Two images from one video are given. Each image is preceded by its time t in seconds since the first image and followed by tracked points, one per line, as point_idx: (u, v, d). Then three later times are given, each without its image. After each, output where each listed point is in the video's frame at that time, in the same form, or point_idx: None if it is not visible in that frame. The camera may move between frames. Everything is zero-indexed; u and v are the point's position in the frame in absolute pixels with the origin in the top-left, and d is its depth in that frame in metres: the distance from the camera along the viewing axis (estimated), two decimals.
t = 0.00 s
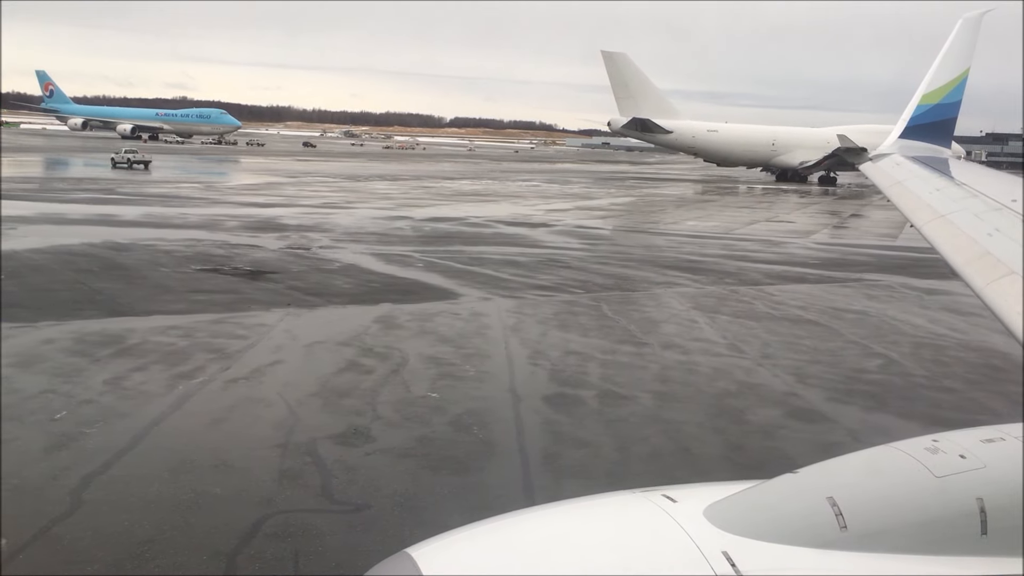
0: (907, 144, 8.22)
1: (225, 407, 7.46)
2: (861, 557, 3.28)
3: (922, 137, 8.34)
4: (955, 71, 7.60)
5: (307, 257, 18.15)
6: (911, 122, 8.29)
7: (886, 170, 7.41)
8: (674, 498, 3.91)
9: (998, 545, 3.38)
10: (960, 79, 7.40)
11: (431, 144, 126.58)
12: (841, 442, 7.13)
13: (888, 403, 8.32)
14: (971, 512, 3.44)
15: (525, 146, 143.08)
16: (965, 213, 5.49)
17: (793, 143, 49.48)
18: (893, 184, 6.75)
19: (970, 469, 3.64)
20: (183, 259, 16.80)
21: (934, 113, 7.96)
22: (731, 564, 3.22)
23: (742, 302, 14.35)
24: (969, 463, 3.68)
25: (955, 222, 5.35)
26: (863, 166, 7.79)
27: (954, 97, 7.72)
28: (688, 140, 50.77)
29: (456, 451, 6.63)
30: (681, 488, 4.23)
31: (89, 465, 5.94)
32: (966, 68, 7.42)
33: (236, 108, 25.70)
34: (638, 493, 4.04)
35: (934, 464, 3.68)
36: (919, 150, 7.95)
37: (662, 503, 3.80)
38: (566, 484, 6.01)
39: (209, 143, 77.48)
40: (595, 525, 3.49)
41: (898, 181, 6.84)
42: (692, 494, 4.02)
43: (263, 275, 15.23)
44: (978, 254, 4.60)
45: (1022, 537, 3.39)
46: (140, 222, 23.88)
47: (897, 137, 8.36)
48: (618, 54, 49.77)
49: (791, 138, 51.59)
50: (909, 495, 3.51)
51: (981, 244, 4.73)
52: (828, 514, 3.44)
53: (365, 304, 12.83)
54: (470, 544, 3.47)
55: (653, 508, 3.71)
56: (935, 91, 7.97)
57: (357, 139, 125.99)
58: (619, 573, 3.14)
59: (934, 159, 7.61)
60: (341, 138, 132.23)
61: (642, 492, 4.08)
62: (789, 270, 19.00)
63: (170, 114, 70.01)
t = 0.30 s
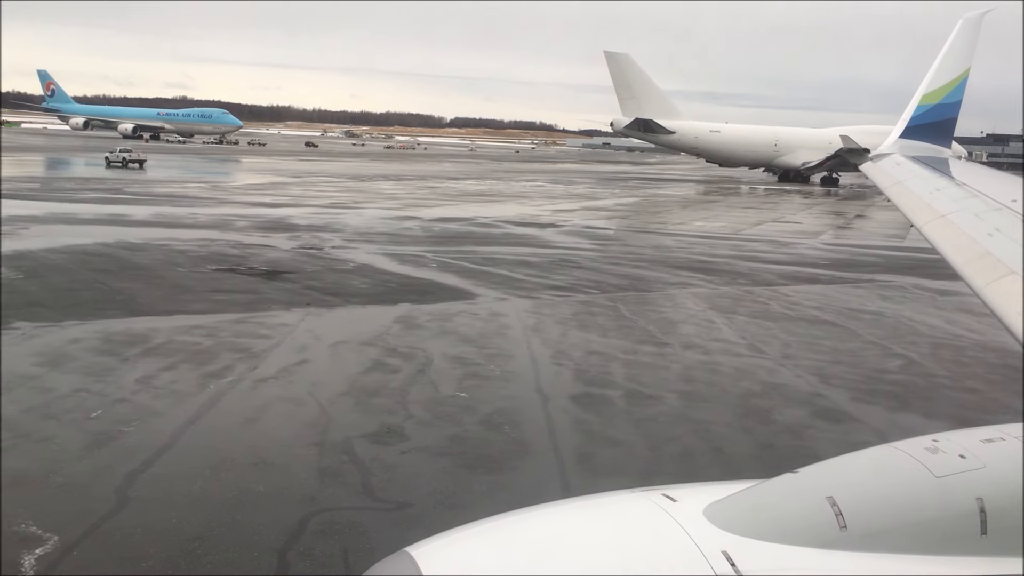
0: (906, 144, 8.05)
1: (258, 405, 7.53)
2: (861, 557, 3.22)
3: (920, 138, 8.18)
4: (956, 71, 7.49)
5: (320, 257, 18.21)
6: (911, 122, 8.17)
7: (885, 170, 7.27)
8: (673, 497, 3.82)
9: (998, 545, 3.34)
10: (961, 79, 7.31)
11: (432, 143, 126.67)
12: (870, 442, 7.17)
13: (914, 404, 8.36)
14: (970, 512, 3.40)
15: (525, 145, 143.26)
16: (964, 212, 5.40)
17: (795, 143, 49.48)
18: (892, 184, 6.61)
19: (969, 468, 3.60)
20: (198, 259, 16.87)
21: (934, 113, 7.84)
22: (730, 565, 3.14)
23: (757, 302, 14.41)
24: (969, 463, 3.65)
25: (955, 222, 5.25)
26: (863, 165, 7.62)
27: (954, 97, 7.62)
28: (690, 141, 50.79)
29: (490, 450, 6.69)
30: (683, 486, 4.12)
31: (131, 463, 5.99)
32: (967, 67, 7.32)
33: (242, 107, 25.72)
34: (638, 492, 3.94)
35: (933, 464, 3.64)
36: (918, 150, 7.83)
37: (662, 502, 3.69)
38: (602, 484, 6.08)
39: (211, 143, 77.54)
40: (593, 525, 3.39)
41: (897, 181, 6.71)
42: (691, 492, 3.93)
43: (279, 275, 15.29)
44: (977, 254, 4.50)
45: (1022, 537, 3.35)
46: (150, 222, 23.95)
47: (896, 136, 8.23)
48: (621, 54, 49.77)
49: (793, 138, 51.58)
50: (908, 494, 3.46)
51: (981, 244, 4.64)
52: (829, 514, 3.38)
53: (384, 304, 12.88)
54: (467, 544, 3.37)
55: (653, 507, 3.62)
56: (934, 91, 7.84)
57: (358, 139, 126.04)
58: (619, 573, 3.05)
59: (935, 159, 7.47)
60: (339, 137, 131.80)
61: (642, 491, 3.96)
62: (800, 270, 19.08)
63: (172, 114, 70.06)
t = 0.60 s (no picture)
0: (909, 144, 7.94)
1: (294, 403, 7.61)
2: (861, 556, 3.23)
3: (923, 138, 8.08)
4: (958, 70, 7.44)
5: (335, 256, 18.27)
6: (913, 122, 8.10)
7: (887, 170, 7.18)
8: (675, 497, 3.81)
9: (1000, 544, 3.36)
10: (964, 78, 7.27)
11: (435, 142, 126.59)
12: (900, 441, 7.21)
13: (940, 403, 8.41)
14: (973, 512, 3.42)
15: (529, 144, 143.13)
16: (967, 212, 5.27)
17: (800, 143, 49.42)
18: (893, 184, 6.53)
19: (971, 468, 3.63)
20: (216, 257, 16.94)
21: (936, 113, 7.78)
22: (732, 564, 3.13)
23: (775, 301, 14.46)
24: (972, 463, 3.67)
25: (957, 222, 5.12)
26: (866, 164, 7.52)
27: (957, 96, 7.56)
28: (695, 140, 50.72)
29: (528, 446, 6.75)
30: (684, 486, 4.12)
31: (177, 459, 6.09)
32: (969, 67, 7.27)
33: (250, 106, 25.73)
34: (640, 492, 3.92)
35: (935, 464, 3.66)
36: (920, 150, 7.72)
37: (664, 501, 3.69)
38: (642, 480, 6.14)
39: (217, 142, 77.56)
40: (592, 524, 3.38)
41: (899, 180, 6.63)
42: (693, 493, 3.91)
43: (297, 274, 15.37)
44: (979, 254, 4.38)
45: (1022, 537, 3.37)
46: (164, 221, 24.01)
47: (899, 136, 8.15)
48: (626, 53, 49.70)
49: (799, 138, 51.49)
50: (909, 494, 3.49)
51: (983, 244, 4.52)
52: (830, 513, 3.40)
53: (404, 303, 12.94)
54: (466, 543, 3.34)
55: (654, 507, 3.60)
56: (936, 91, 7.82)
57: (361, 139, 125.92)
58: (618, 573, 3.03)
59: (940, 159, 7.36)
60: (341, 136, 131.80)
61: (643, 492, 3.94)
62: (814, 270, 19.11)
63: (177, 113, 70.07)
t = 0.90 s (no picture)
0: (914, 141, 7.93)
1: (331, 401, 7.69)
2: (864, 557, 3.16)
3: (927, 135, 8.07)
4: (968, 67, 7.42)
5: (353, 255, 18.31)
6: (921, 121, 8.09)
7: (892, 170, 7.16)
8: (678, 495, 3.73)
9: (1003, 545, 3.29)
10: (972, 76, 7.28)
11: (440, 140, 126.60)
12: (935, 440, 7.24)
13: (970, 402, 8.44)
14: (978, 512, 3.33)
15: (534, 143, 143.00)
16: (973, 212, 5.26)
17: (810, 142, 49.32)
18: (899, 184, 6.52)
19: (977, 467, 3.52)
20: (236, 256, 17.00)
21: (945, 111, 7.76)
22: (735, 563, 3.09)
23: (796, 301, 14.47)
24: (975, 462, 3.56)
25: (964, 222, 5.10)
26: (873, 164, 7.52)
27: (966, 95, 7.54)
28: (702, 139, 50.59)
29: (565, 446, 6.79)
30: (687, 485, 4.02)
31: (223, 456, 6.16)
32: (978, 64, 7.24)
33: (263, 106, 25.78)
34: (644, 491, 3.83)
35: (939, 463, 3.56)
36: (927, 148, 7.69)
37: (669, 501, 3.59)
38: (682, 479, 6.21)
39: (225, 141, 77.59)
40: (594, 524, 3.31)
41: (906, 180, 6.62)
42: (696, 491, 3.83)
43: (318, 272, 15.43)
44: (986, 253, 4.37)
45: None
46: (179, 220, 24.07)
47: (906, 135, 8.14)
48: (634, 53, 49.61)
49: (808, 137, 51.35)
50: (912, 493, 3.40)
51: (990, 243, 4.50)
52: (834, 512, 3.32)
53: (428, 302, 12.99)
54: (468, 542, 3.28)
55: (658, 506, 3.53)
56: (943, 89, 7.82)
57: (367, 138, 125.88)
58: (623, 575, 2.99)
59: (946, 158, 7.34)
60: (348, 135, 131.73)
61: (647, 490, 3.87)
62: (832, 269, 19.08)
63: (183, 112, 70.12)
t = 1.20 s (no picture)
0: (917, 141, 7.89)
1: (365, 400, 7.76)
2: (870, 556, 3.23)
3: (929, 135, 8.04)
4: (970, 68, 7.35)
5: (369, 255, 18.36)
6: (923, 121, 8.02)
7: (895, 169, 7.10)
8: (680, 495, 3.75)
9: (1003, 545, 3.42)
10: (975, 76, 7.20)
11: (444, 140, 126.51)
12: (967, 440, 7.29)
13: (999, 402, 8.48)
14: (981, 512, 3.45)
15: (538, 143, 143.01)
16: (974, 211, 5.25)
17: (816, 142, 49.26)
18: (902, 183, 6.45)
19: (979, 468, 3.64)
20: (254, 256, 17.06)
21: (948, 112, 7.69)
22: (739, 564, 3.13)
23: (814, 301, 14.50)
24: (979, 463, 3.68)
25: (965, 221, 5.09)
26: (875, 164, 7.47)
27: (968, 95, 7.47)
28: (707, 139, 50.54)
29: (600, 445, 6.83)
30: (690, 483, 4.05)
31: (267, 454, 6.25)
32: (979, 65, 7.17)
33: (274, 106, 25.79)
34: (646, 490, 3.87)
35: (942, 464, 3.67)
36: (930, 149, 7.63)
37: (670, 500, 3.63)
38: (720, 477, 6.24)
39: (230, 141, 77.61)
40: (596, 523, 3.34)
41: (908, 179, 6.56)
42: (698, 491, 3.85)
43: (338, 272, 15.50)
44: (987, 253, 4.37)
45: None
46: (193, 220, 24.12)
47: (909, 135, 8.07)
48: (639, 52, 49.54)
49: (814, 137, 51.28)
50: (917, 493, 3.50)
51: (992, 243, 4.50)
52: (837, 513, 3.38)
53: (449, 302, 13.05)
54: (470, 542, 3.30)
55: (661, 506, 3.56)
56: (946, 90, 7.75)
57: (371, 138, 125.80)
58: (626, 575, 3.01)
59: (948, 158, 7.28)
60: (351, 135, 131.68)
61: (648, 489, 3.90)
62: (847, 270, 19.10)
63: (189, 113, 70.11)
